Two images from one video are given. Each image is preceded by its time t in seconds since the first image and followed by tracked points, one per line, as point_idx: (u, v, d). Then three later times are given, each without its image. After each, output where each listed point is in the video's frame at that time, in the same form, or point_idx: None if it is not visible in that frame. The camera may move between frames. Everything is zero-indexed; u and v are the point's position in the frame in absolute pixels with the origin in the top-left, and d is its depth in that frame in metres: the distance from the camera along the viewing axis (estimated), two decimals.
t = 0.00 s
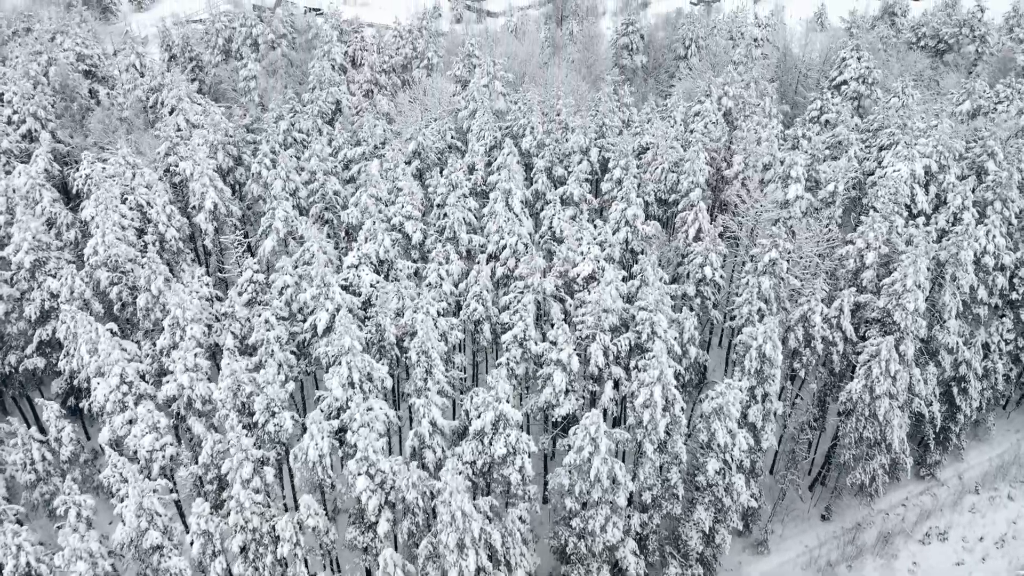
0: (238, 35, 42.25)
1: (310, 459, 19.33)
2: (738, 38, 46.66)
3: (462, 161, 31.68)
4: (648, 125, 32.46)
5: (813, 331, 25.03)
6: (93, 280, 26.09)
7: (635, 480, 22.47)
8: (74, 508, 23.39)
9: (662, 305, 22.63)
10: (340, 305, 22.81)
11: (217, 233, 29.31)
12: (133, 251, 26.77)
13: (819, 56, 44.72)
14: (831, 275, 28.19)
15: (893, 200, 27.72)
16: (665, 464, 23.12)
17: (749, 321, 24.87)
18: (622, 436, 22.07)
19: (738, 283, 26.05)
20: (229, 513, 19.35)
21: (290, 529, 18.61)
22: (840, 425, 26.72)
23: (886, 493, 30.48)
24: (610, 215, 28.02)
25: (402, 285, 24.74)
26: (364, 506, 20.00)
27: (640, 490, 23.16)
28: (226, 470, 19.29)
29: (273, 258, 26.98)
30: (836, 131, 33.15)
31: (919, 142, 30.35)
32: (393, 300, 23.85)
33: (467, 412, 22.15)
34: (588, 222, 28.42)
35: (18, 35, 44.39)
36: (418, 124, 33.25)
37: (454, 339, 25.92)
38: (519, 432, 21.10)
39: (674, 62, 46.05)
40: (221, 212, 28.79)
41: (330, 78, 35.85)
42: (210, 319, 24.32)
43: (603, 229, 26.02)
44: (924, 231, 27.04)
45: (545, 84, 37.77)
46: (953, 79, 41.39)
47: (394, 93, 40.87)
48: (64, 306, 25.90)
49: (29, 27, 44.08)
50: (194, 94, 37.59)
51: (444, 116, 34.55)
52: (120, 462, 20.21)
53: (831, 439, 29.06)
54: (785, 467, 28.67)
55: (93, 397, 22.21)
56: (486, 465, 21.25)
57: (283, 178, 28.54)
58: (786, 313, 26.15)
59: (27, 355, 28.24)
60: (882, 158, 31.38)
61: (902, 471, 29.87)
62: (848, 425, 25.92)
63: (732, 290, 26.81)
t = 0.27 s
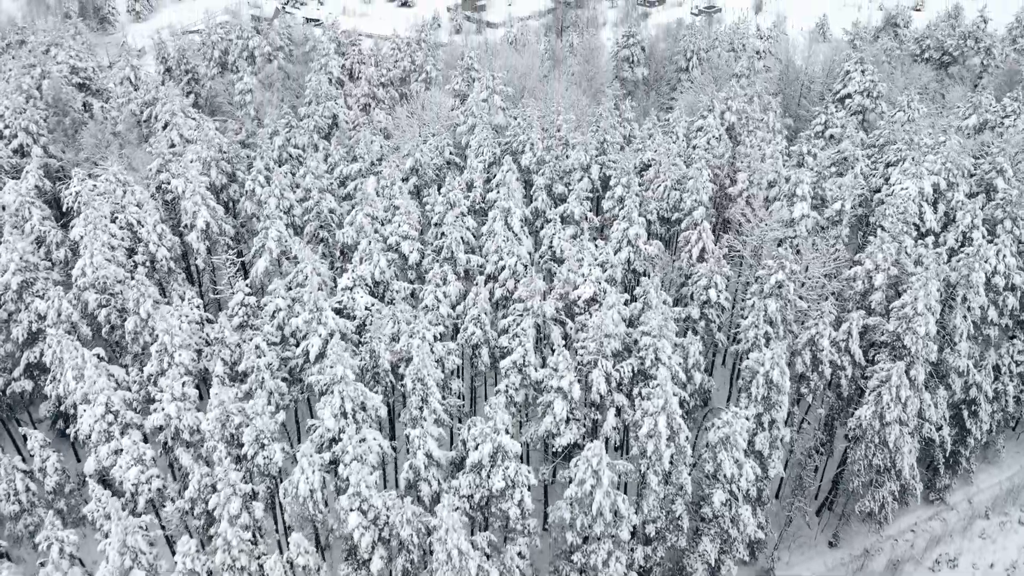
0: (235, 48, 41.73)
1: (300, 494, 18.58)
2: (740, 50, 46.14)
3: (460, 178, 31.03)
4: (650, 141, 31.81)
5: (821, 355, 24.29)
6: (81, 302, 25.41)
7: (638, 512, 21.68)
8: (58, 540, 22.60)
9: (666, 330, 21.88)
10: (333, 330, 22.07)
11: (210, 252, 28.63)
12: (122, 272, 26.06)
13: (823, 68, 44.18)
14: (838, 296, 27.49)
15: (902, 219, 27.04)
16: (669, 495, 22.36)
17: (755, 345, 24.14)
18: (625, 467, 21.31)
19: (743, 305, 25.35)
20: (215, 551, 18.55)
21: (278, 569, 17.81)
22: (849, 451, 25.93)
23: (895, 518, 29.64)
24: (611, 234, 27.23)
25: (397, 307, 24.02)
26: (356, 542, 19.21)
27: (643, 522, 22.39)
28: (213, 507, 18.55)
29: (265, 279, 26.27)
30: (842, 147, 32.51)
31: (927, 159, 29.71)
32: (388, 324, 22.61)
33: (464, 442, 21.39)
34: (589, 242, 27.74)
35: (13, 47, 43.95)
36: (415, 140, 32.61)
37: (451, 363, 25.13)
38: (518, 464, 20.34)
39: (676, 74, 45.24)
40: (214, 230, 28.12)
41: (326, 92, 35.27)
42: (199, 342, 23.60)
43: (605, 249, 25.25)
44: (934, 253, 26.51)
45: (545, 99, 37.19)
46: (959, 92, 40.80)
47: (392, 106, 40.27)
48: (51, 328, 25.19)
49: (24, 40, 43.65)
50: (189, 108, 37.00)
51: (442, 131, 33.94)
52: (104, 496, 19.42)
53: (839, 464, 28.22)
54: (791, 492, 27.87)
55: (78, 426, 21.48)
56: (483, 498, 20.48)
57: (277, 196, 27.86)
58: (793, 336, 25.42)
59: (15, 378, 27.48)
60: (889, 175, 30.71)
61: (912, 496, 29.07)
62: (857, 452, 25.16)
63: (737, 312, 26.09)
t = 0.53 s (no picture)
0: (231, 60, 41.17)
1: (290, 533, 17.81)
2: (742, 62, 45.63)
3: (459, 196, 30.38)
4: (651, 157, 31.19)
5: (830, 381, 23.55)
6: (68, 325, 24.69)
7: (642, 546, 20.90)
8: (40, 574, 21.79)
9: (671, 357, 21.14)
10: (326, 357, 21.32)
11: (202, 272, 27.91)
12: (110, 294, 25.35)
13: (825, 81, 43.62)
14: (846, 317, 26.78)
15: (911, 239, 26.37)
16: (674, 528, 21.58)
17: (762, 371, 23.40)
18: (628, 501, 20.54)
19: (749, 329, 24.64)
20: None
21: None
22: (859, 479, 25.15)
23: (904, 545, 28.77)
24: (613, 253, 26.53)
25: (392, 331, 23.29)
26: None
27: (647, 556, 21.60)
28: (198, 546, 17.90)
29: (257, 301, 25.55)
30: (848, 163, 31.88)
31: (935, 176, 29.08)
32: (383, 349, 21.97)
33: (461, 474, 20.63)
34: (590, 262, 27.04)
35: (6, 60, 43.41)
36: (413, 156, 32.00)
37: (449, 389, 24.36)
38: (517, 498, 19.57)
39: (677, 86, 44.49)
40: (205, 250, 27.40)
41: (323, 107, 34.67)
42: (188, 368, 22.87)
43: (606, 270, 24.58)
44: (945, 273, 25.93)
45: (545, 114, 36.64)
46: (964, 106, 40.23)
47: (390, 120, 39.68)
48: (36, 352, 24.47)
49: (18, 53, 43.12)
50: (183, 122, 36.40)
51: (440, 146, 33.32)
52: (85, 533, 18.65)
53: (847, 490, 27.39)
54: (798, 520, 27.01)
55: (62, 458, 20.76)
56: (481, 534, 19.71)
57: (270, 215, 27.24)
58: (800, 361, 24.69)
59: None
60: (896, 193, 30.07)
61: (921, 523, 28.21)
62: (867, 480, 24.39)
63: (743, 335, 25.37)
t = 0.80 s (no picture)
0: (226, 72, 40.63)
1: (277, 574, 17.00)
2: (744, 74, 45.11)
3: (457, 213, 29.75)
4: (653, 173, 30.58)
5: (839, 408, 22.84)
6: (53, 349, 24.00)
7: None
8: None
9: (676, 384, 20.39)
10: (318, 385, 20.56)
11: (193, 293, 27.24)
12: (98, 316, 24.65)
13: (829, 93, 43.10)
14: (854, 340, 26.07)
15: (920, 260, 25.73)
16: (679, 563, 20.79)
17: (770, 398, 22.69)
18: (631, 535, 19.77)
19: (754, 353, 23.98)
20: None
21: None
22: (869, 507, 24.39)
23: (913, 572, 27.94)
24: (615, 274, 25.82)
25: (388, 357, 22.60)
26: None
27: None
28: None
29: (248, 323, 24.84)
30: (853, 179, 31.28)
31: (944, 194, 28.44)
32: (378, 376, 21.25)
33: (458, 508, 19.87)
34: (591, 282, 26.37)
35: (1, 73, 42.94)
36: (410, 172, 31.39)
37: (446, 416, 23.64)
38: (516, 534, 18.79)
39: (678, 98, 44.18)
40: (197, 269, 26.66)
41: (319, 121, 34.13)
42: (176, 395, 22.19)
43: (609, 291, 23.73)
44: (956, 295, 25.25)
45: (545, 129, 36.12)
46: (970, 119, 39.67)
47: (388, 134, 39.15)
48: (21, 378, 23.81)
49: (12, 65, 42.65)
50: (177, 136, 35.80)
51: (438, 162, 32.73)
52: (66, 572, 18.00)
53: (856, 517, 26.60)
54: (805, 549, 26.21)
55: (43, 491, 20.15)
56: (478, 571, 18.93)
57: (264, 233, 26.49)
58: (808, 386, 23.98)
59: None
60: (903, 210, 29.43)
61: (932, 550, 27.40)
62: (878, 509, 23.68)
63: (749, 359, 24.68)
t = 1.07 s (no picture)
0: (222, 85, 40.09)
1: None
2: (746, 86, 44.70)
3: (455, 231, 29.08)
4: (655, 190, 29.95)
5: (849, 436, 22.09)
6: (39, 374, 23.31)
7: None
8: None
9: (681, 414, 19.68)
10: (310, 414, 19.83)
11: (184, 314, 26.58)
12: (84, 339, 23.90)
13: (832, 106, 42.56)
14: (862, 363, 25.35)
15: (930, 281, 25.04)
16: None
17: (778, 425, 21.97)
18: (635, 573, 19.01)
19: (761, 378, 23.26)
20: None
21: None
22: (879, 538, 23.64)
23: None
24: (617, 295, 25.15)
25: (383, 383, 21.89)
26: None
27: None
28: None
29: (239, 346, 24.13)
30: (859, 195, 30.72)
31: (953, 212, 27.84)
32: (372, 405, 20.54)
33: (454, 544, 19.10)
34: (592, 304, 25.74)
35: None
36: (407, 189, 30.73)
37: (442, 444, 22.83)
38: (515, 573, 18.02)
39: (680, 110, 43.76)
40: (188, 290, 26.00)
41: (316, 136, 33.59)
42: (163, 424, 21.43)
43: (611, 314, 22.96)
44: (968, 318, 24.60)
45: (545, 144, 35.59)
46: (975, 133, 39.13)
47: (386, 147, 38.59)
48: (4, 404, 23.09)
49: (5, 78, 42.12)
50: (170, 151, 35.15)
51: (436, 177, 32.18)
52: None
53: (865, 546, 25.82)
54: None
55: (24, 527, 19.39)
56: None
57: (256, 252, 25.75)
58: (815, 412, 23.30)
59: None
60: (911, 228, 28.76)
61: None
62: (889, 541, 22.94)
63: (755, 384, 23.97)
